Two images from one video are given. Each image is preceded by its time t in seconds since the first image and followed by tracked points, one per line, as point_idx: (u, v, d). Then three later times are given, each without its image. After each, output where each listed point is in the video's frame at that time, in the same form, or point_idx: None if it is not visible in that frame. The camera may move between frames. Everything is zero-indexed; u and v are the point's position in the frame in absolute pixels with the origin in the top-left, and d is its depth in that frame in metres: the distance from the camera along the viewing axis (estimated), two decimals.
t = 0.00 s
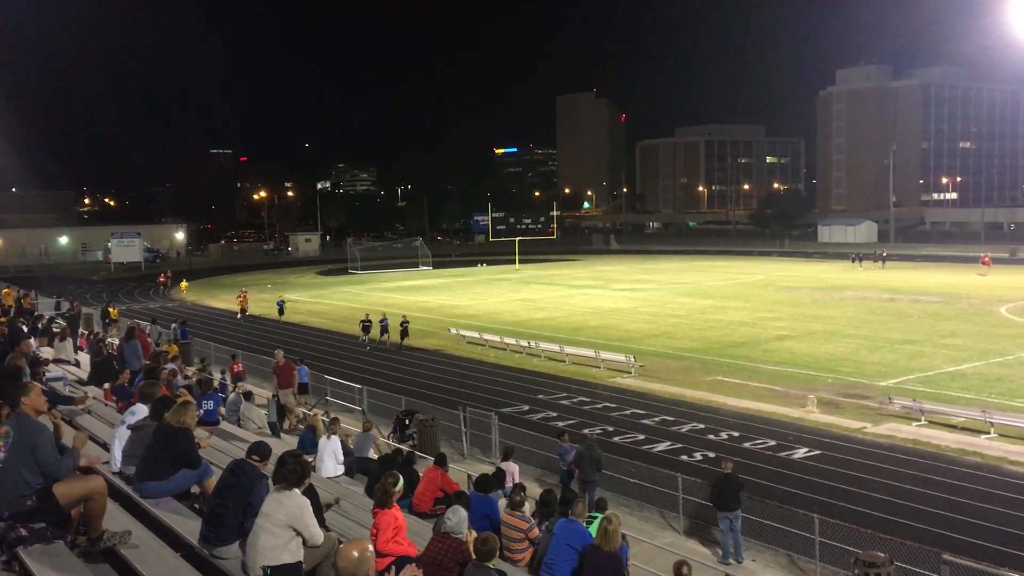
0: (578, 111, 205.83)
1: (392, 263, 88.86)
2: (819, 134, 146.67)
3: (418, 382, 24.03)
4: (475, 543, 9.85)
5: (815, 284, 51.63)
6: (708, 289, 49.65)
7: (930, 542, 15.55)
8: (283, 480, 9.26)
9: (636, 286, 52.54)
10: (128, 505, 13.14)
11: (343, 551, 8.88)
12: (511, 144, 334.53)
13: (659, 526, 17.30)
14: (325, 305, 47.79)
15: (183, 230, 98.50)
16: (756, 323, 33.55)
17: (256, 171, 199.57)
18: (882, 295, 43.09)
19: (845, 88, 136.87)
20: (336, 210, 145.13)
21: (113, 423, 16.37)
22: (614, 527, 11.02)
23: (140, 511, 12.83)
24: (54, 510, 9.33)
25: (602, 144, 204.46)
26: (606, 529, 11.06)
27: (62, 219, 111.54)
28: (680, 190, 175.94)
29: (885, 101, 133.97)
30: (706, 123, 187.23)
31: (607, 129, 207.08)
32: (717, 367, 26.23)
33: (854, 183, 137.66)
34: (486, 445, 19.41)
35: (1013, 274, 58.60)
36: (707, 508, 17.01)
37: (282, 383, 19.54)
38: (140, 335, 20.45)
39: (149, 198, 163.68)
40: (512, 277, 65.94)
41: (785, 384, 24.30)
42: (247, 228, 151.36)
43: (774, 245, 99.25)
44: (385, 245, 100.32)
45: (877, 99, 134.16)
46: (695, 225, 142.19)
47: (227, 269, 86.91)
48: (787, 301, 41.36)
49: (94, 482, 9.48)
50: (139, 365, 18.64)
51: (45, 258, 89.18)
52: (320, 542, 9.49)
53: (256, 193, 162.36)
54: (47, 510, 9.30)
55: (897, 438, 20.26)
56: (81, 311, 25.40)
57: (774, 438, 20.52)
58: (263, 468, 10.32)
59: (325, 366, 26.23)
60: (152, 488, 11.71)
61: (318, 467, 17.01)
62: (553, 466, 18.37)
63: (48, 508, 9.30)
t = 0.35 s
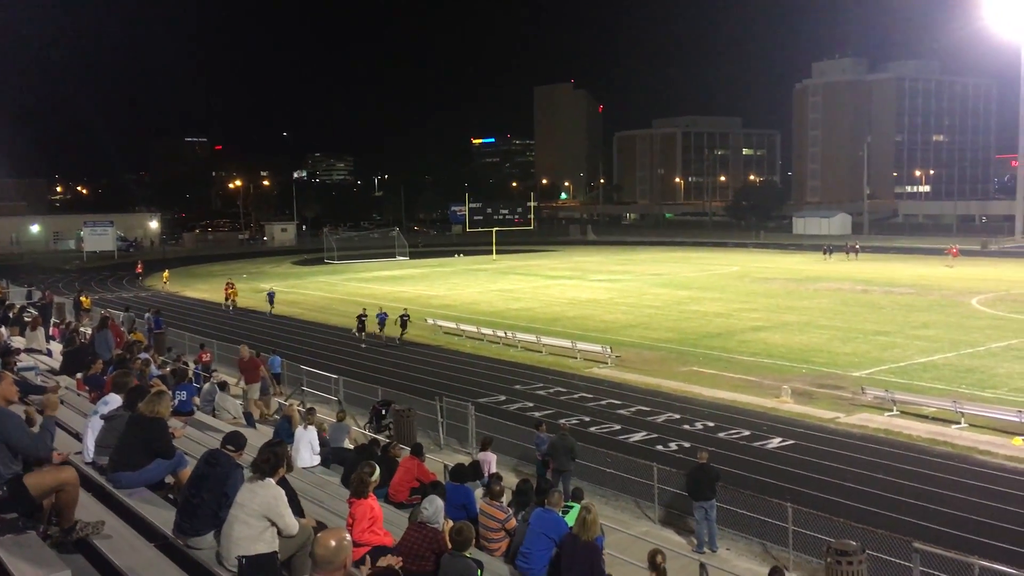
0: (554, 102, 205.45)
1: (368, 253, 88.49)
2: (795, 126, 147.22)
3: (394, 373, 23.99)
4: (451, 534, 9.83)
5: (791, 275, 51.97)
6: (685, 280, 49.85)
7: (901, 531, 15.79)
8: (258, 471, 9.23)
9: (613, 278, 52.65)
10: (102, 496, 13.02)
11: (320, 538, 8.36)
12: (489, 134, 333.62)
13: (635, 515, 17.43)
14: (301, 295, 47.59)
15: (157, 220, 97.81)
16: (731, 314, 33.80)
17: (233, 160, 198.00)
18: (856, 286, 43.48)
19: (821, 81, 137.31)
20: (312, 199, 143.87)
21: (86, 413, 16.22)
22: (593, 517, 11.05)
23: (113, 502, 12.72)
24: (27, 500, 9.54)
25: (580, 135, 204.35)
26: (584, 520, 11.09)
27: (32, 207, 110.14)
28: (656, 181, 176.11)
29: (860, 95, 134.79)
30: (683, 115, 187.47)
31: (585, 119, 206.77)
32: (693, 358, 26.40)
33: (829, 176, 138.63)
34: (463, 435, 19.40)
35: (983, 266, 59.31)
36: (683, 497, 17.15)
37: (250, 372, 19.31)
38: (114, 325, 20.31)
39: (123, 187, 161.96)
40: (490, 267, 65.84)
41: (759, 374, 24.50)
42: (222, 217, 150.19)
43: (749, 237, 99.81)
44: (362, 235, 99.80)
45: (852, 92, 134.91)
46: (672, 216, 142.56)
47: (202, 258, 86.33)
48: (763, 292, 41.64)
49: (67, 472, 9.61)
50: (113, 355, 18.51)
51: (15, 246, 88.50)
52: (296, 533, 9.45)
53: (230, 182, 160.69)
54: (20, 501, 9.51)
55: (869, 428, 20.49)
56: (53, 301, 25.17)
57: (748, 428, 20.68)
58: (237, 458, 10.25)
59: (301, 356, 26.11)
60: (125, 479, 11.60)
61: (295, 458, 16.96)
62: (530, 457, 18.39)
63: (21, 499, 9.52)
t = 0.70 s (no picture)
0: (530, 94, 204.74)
1: (343, 245, 88.02)
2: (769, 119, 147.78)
3: (369, 366, 23.92)
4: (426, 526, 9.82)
5: (765, 267, 52.31)
6: (660, 272, 50.06)
7: (873, 519, 16.02)
8: (233, 464, 9.19)
9: (588, 270, 52.78)
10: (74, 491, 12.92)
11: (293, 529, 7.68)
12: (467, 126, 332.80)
13: (610, 506, 17.52)
14: (276, 287, 47.34)
15: (129, 212, 96.93)
16: (706, 305, 33.99)
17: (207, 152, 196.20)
18: (829, 278, 43.84)
19: (795, 74, 137.84)
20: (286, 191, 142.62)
21: (57, 407, 16.06)
22: (566, 508, 11.09)
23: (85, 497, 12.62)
24: None
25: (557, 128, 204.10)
26: (558, 511, 11.12)
27: None
28: (631, 173, 176.28)
29: (832, 88, 135.42)
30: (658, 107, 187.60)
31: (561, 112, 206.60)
32: (668, 350, 26.53)
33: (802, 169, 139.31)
34: (438, 427, 19.39)
35: (952, 259, 60.11)
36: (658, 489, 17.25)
37: (208, 366, 19.38)
38: (86, 318, 20.09)
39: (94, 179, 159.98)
40: (466, 260, 65.72)
41: (733, 366, 24.69)
42: (195, 209, 148.78)
43: (724, 229, 100.31)
44: (336, 227, 99.15)
45: (824, 85, 135.51)
46: (647, 208, 142.83)
47: (175, 251, 85.57)
48: (738, 284, 41.91)
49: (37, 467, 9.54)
50: (84, 349, 18.33)
51: None
52: (271, 526, 9.43)
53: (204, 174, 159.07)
54: None
55: (842, 418, 20.71)
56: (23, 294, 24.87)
57: (722, 419, 20.83)
58: (211, 452, 10.21)
59: (275, 349, 25.98)
60: (97, 473, 11.51)
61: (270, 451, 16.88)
62: (506, 449, 18.42)
63: None
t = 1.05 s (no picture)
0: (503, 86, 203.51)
1: (317, 238, 87.46)
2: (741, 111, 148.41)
3: (344, 359, 23.83)
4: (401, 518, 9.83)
5: (738, 259, 52.58)
6: (635, 264, 50.21)
7: (845, 507, 16.25)
8: (206, 459, 9.10)
9: (563, 262, 52.86)
10: (44, 487, 12.78)
11: (268, 523, 7.55)
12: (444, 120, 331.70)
13: (586, 498, 17.62)
14: (249, 281, 47.09)
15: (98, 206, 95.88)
16: (680, 297, 34.16)
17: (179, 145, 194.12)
18: (801, 270, 44.17)
19: (767, 67, 138.37)
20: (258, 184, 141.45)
21: (27, 403, 15.90)
22: (538, 500, 11.16)
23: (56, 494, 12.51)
24: None
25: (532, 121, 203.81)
26: (532, 503, 11.17)
27: None
28: (605, 166, 176.33)
29: (803, 80, 136.26)
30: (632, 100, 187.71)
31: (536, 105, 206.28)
32: (642, 341, 26.65)
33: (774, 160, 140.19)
34: (414, 421, 19.39)
35: (920, 249, 60.82)
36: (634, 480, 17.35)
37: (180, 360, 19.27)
38: (56, 315, 19.87)
39: (63, 173, 157.72)
40: (441, 253, 65.53)
41: (706, 357, 24.86)
42: (167, 203, 147.21)
43: (698, 221, 100.81)
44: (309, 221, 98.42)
45: (796, 77, 136.39)
46: (621, 200, 142.95)
47: (146, 245, 84.81)
48: (711, 276, 42.17)
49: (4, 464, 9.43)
50: (54, 345, 18.14)
51: None
52: (245, 520, 9.39)
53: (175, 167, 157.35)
54: None
55: (813, 408, 20.92)
56: None
57: (697, 410, 20.97)
58: (185, 447, 10.13)
59: (249, 344, 25.85)
60: (69, 469, 11.38)
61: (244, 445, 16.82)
62: (481, 442, 18.45)
63: None
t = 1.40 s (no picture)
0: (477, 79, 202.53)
1: (291, 232, 86.95)
2: (715, 104, 148.74)
3: (318, 353, 23.77)
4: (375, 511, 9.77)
5: (712, 252, 52.83)
6: (610, 257, 50.33)
7: (818, 498, 16.40)
8: (177, 454, 9.01)
9: (539, 256, 52.83)
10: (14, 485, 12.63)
11: (241, 518, 7.16)
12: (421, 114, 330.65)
13: (562, 490, 17.67)
14: (222, 276, 46.74)
15: (68, 199, 94.65)
16: (654, 290, 34.30)
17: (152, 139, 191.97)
18: (774, 262, 44.47)
19: (740, 60, 139.13)
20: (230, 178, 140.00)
21: None
22: (513, 494, 11.10)
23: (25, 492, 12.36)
24: None
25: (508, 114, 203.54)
26: (506, 496, 11.14)
27: None
28: (580, 159, 176.30)
29: (775, 72, 137.06)
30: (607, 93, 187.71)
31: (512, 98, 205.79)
32: (617, 334, 26.74)
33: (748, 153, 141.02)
34: (389, 414, 19.36)
35: (890, 241, 61.40)
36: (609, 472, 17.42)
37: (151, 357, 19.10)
38: (25, 311, 19.61)
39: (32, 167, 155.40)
40: (415, 247, 65.32)
41: (681, 349, 24.98)
42: (138, 197, 145.52)
43: (672, 214, 101.08)
44: (282, 214, 97.66)
45: (768, 70, 137.19)
46: (596, 193, 142.98)
47: (116, 239, 83.84)
48: (685, 268, 42.37)
49: None
50: (23, 340, 17.92)
51: None
52: (218, 517, 9.27)
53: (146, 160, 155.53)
54: None
55: (787, 399, 21.08)
56: None
57: (672, 402, 21.07)
58: (157, 443, 10.02)
59: (221, 339, 25.65)
60: (39, 466, 11.25)
61: (216, 441, 16.72)
62: (457, 436, 18.43)
63: None
